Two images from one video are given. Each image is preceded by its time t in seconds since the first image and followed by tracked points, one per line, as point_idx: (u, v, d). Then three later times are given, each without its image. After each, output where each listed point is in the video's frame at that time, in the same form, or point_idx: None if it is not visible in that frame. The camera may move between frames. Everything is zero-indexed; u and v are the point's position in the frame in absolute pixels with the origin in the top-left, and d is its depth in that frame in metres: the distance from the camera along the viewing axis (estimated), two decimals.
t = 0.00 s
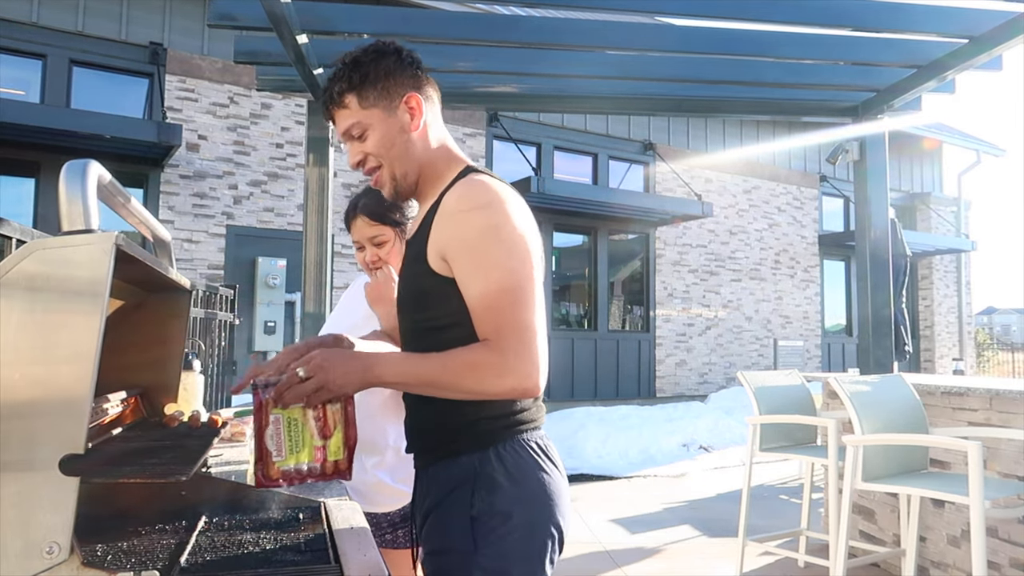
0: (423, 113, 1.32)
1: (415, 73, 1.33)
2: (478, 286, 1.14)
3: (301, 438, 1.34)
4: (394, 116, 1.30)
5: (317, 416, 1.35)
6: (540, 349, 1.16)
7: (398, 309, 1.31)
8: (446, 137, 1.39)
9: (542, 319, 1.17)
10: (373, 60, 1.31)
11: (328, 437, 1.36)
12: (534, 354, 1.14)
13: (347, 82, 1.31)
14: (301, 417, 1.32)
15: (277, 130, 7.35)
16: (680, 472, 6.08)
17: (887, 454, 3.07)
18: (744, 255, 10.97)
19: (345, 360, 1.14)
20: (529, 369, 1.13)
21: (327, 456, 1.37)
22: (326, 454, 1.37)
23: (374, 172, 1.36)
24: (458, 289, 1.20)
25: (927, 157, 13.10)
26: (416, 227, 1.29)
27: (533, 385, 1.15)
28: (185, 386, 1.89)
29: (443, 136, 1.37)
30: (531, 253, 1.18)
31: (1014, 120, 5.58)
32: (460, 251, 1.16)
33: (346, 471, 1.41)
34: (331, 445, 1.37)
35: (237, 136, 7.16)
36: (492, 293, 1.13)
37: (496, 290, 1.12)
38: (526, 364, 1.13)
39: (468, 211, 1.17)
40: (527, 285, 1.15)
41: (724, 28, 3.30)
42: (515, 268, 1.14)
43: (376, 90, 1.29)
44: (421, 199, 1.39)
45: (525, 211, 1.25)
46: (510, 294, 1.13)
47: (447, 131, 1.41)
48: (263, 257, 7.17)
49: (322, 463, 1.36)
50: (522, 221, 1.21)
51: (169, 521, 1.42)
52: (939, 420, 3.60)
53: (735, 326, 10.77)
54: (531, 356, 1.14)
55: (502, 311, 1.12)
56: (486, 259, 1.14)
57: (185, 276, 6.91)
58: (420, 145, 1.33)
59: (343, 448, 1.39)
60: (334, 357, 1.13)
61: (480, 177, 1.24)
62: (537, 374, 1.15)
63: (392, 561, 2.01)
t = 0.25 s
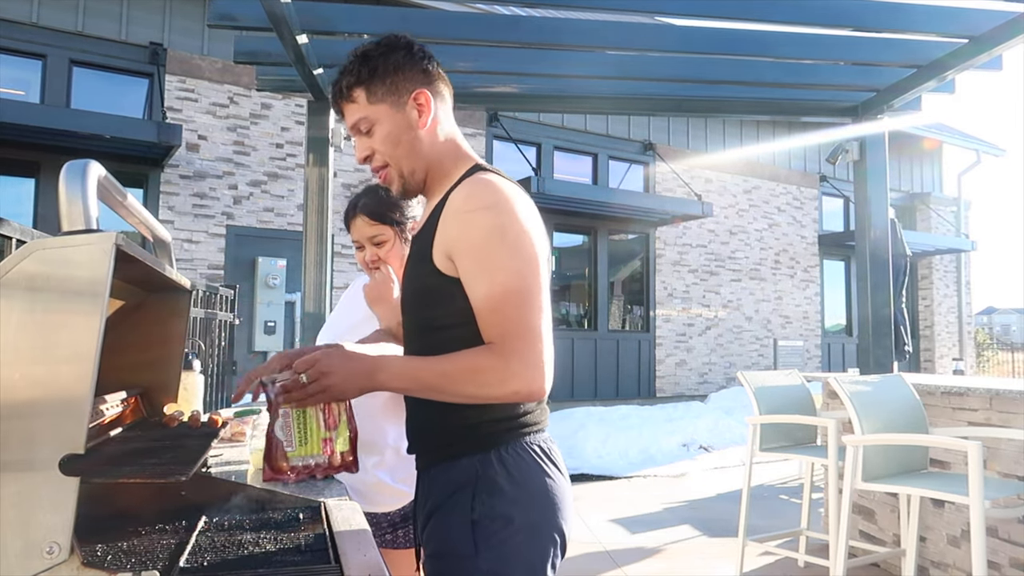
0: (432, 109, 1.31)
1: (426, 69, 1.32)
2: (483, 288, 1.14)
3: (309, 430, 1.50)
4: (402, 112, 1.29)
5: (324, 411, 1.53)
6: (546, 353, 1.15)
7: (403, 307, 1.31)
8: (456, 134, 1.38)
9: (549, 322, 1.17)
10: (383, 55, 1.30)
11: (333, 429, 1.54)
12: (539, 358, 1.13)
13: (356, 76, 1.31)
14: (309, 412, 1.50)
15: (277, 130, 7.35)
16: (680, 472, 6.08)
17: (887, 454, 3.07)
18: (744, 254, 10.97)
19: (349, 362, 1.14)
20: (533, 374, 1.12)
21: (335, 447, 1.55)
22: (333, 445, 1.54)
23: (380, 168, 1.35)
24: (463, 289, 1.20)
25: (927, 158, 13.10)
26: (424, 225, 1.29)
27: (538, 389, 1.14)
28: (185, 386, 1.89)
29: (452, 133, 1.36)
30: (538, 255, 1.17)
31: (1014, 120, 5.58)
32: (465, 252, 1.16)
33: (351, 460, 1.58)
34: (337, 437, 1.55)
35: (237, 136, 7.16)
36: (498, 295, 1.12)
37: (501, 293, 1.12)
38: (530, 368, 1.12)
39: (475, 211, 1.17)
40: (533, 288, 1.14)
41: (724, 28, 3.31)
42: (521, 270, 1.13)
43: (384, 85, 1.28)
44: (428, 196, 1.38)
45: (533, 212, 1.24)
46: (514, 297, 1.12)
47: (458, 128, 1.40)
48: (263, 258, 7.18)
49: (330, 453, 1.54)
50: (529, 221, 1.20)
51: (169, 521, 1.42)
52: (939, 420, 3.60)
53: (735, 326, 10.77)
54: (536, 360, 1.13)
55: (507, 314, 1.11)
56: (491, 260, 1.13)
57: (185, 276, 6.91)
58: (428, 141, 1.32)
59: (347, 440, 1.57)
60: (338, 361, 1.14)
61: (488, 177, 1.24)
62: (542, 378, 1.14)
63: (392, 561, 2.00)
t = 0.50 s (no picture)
0: (432, 108, 1.31)
1: (429, 68, 1.31)
2: (487, 290, 1.14)
3: (299, 446, 1.33)
4: (401, 111, 1.29)
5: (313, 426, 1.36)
6: (549, 357, 1.15)
7: (403, 306, 1.31)
8: (458, 134, 1.37)
9: (552, 324, 1.17)
10: (385, 51, 1.30)
11: (324, 446, 1.37)
12: (542, 362, 1.13)
13: (357, 71, 1.30)
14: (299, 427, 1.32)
15: (277, 130, 7.35)
16: (680, 472, 6.08)
17: (887, 453, 3.07)
18: (744, 255, 10.98)
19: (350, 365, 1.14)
20: (537, 377, 1.13)
21: (325, 464, 1.37)
22: (324, 463, 1.36)
23: (377, 166, 1.35)
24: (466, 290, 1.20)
25: (927, 158, 13.10)
26: (425, 224, 1.29)
27: (540, 394, 1.14)
28: (185, 385, 1.89)
29: (453, 133, 1.35)
30: (542, 258, 1.18)
31: (1014, 120, 5.58)
32: (469, 253, 1.16)
33: (343, 479, 1.41)
34: (326, 455, 1.38)
35: (237, 136, 7.16)
36: (501, 297, 1.12)
37: (505, 295, 1.12)
38: (534, 372, 1.12)
39: (479, 212, 1.17)
40: (537, 290, 1.14)
41: (723, 28, 3.31)
42: (525, 273, 1.14)
43: (385, 82, 1.28)
44: (427, 195, 1.38)
45: (537, 213, 1.24)
46: (519, 300, 1.12)
47: (461, 127, 1.39)
48: (263, 258, 7.18)
49: (321, 472, 1.36)
50: (533, 222, 1.20)
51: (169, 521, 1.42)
52: (939, 420, 3.60)
53: (735, 326, 10.77)
54: (539, 364, 1.13)
55: (511, 317, 1.12)
56: (495, 263, 1.13)
57: (185, 276, 6.91)
58: (428, 140, 1.31)
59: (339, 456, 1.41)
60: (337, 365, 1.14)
61: (492, 177, 1.24)
62: (546, 383, 1.14)
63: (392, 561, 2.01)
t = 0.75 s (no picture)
0: (430, 107, 1.30)
1: (429, 66, 1.30)
2: (493, 292, 1.14)
3: (302, 455, 1.36)
4: (398, 110, 1.28)
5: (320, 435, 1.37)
6: (559, 356, 1.15)
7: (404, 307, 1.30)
8: (457, 134, 1.36)
9: (560, 323, 1.17)
10: (385, 48, 1.29)
11: (328, 455, 1.40)
12: (552, 362, 1.13)
13: (356, 68, 1.30)
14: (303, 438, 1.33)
15: (277, 129, 7.35)
16: (680, 471, 6.08)
17: (887, 453, 3.07)
18: (744, 254, 10.97)
19: (357, 374, 1.16)
20: (547, 377, 1.12)
21: (328, 473, 1.42)
22: (326, 471, 1.42)
23: (373, 163, 1.35)
24: (470, 292, 1.20)
25: (927, 157, 13.10)
26: (426, 225, 1.28)
27: (550, 394, 1.14)
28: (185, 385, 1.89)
29: (452, 132, 1.35)
30: (547, 258, 1.17)
31: (1014, 119, 5.58)
32: (474, 255, 1.16)
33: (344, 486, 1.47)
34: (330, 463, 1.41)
35: (237, 136, 7.16)
36: (508, 299, 1.12)
37: (512, 296, 1.12)
38: (544, 372, 1.12)
39: (483, 213, 1.17)
40: (543, 291, 1.14)
41: (723, 28, 3.31)
42: (531, 274, 1.13)
43: (383, 80, 1.28)
44: (424, 194, 1.38)
45: (540, 212, 1.24)
46: (525, 300, 1.12)
47: (461, 127, 1.38)
48: (263, 257, 7.18)
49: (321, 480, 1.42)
50: (537, 222, 1.20)
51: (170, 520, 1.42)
52: (939, 420, 3.60)
53: (735, 325, 10.77)
54: (549, 364, 1.13)
55: (519, 317, 1.11)
56: (501, 264, 1.13)
57: (185, 275, 6.91)
58: (426, 140, 1.31)
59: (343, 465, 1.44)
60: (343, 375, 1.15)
61: (494, 177, 1.24)
62: (557, 383, 1.14)
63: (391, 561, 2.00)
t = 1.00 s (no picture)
0: (416, 110, 1.30)
1: (416, 68, 1.30)
2: (492, 291, 1.13)
3: (307, 451, 1.22)
4: (384, 113, 1.28)
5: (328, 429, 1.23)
6: (562, 352, 1.14)
7: (400, 308, 1.30)
8: (444, 136, 1.36)
9: (561, 320, 1.16)
10: (372, 50, 1.29)
11: (336, 454, 1.24)
12: (555, 359, 1.13)
13: (342, 70, 1.30)
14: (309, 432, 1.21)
15: (276, 129, 7.35)
16: (680, 471, 6.08)
17: (887, 453, 3.07)
18: (744, 254, 10.97)
19: (360, 375, 1.15)
20: (552, 374, 1.12)
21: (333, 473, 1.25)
22: (331, 471, 1.25)
23: (360, 165, 1.35)
24: (468, 292, 1.20)
25: (927, 157, 13.10)
26: (421, 227, 1.28)
27: (556, 391, 1.14)
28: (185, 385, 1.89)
29: (440, 134, 1.35)
30: (545, 255, 1.17)
31: (1014, 120, 5.58)
32: (471, 255, 1.15)
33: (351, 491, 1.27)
34: (337, 463, 1.25)
35: (237, 136, 7.16)
36: (507, 297, 1.12)
37: (511, 295, 1.12)
38: (548, 369, 1.11)
39: (479, 213, 1.17)
40: (543, 288, 1.14)
41: (724, 28, 3.31)
42: (530, 271, 1.13)
43: (369, 82, 1.27)
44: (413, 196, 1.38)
45: (535, 210, 1.24)
46: (524, 298, 1.12)
47: (449, 129, 1.38)
48: (263, 257, 7.18)
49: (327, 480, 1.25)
50: (532, 219, 1.20)
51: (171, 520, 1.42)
52: (939, 420, 3.60)
53: (735, 325, 10.77)
54: (552, 360, 1.12)
55: (519, 316, 1.11)
56: (499, 263, 1.13)
57: (185, 275, 6.92)
58: (412, 141, 1.31)
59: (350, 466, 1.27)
60: (347, 375, 1.15)
61: (486, 176, 1.24)
62: (562, 379, 1.13)
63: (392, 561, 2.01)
